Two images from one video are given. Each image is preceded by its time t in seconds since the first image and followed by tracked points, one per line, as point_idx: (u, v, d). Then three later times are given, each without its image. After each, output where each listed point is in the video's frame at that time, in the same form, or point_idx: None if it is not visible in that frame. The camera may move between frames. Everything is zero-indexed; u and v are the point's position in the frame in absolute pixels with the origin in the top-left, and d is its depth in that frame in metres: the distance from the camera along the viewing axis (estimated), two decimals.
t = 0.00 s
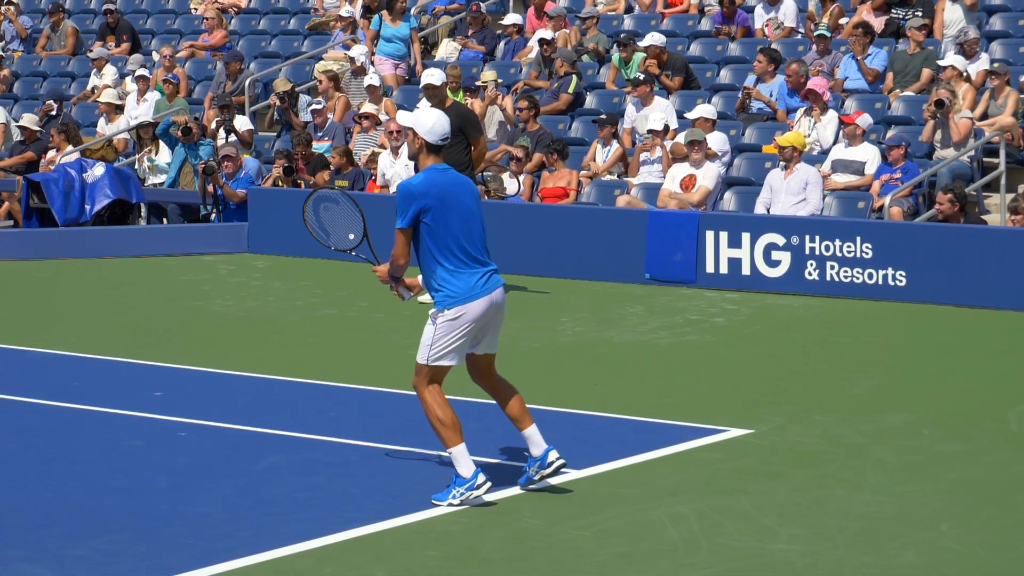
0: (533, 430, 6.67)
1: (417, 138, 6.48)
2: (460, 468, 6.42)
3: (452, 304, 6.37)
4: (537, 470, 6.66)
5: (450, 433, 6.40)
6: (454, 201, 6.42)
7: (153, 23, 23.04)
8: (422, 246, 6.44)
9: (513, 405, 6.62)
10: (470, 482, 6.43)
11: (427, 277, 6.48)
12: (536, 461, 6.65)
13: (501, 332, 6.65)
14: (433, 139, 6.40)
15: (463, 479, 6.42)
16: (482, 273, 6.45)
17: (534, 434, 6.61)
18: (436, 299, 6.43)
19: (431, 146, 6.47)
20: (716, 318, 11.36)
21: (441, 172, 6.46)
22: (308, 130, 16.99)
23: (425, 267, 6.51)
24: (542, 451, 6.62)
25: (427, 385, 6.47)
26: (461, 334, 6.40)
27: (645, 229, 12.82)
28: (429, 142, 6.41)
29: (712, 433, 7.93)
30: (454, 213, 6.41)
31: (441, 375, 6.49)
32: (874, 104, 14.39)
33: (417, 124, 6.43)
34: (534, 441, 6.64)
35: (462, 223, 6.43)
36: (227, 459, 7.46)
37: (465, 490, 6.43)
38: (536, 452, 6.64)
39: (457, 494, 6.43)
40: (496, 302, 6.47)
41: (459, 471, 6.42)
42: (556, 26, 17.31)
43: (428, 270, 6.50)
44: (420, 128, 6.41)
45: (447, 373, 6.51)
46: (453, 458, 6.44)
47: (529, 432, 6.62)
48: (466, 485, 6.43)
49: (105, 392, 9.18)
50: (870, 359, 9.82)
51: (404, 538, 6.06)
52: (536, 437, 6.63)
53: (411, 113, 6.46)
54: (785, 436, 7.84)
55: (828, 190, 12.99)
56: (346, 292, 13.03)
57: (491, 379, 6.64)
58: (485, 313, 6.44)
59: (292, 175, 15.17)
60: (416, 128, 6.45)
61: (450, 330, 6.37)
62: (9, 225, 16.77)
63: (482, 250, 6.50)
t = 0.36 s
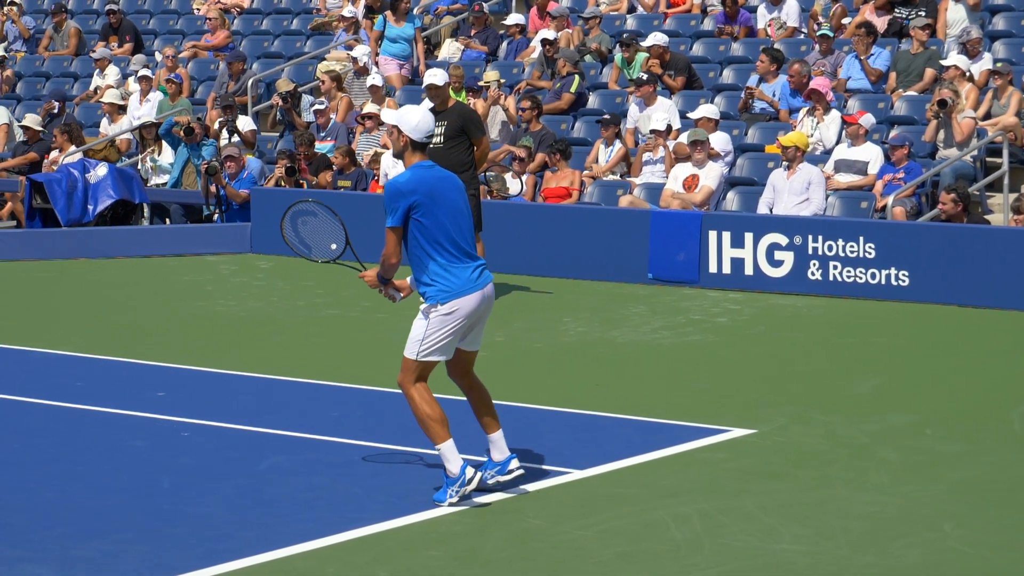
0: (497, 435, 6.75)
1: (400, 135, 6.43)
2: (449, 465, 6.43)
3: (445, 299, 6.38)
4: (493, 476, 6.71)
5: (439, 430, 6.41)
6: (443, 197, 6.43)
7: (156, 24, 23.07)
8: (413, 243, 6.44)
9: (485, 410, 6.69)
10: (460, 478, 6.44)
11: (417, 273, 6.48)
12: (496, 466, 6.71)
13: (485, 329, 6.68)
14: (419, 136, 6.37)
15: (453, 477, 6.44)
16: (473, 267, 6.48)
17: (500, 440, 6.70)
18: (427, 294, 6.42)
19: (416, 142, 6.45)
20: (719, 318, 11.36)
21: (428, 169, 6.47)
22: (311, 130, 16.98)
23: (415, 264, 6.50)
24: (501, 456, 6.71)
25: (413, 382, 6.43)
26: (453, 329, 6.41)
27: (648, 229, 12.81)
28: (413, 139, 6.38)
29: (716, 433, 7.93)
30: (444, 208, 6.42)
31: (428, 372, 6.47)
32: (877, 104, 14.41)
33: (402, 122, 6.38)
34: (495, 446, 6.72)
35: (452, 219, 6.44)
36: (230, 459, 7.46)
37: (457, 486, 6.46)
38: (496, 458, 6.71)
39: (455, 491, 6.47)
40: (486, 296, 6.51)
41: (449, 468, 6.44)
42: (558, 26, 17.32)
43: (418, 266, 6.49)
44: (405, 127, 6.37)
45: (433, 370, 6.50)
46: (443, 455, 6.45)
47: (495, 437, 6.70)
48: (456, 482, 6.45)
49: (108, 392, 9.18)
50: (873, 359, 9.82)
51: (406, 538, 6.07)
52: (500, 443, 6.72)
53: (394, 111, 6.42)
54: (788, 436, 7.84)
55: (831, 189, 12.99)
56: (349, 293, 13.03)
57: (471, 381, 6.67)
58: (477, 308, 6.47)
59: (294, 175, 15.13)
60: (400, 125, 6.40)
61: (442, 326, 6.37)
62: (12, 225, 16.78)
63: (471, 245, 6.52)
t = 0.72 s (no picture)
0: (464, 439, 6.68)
1: (386, 137, 6.42)
2: (434, 466, 6.40)
3: (440, 298, 6.36)
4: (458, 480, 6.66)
5: (424, 431, 6.39)
6: (433, 196, 6.41)
7: (159, 24, 23.09)
8: (405, 244, 6.40)
9: (460, 415, 6.61)
10: (445, 480, 6.40)
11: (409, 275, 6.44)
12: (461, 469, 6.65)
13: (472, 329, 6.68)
14: (404, 138, 6.35)
15: (437, 479, 6.40)
16: (465, 266, 6.48)
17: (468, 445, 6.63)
18: (421, 295, 6.39)
19: (401, 145, 6.42)
20: (723, 318, 11.35)
21: (415, 170, 6.44)
22: (314, 129, 16.99)
23: (406, 265, 6.46)
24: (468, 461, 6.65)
25: (398, 383, 6.40)
26: (446, 328, 6.39)
27: (652, 229, 12.81)
28: (398, 141, 6.36)
29: (719, 433, 7.93)
30: (436, 208, 6.40)
31: (413, 371, 6.43)
32: (880, 103, 14.35)
33: (387, 124, 6.36)
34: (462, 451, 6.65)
35: (444, 218, 6.43)
36: (235, 459, 7.47)
37: (440, 488, 6.41)
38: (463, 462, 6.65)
39: (438, 493, 6.42)
40: (479, 295, 6.52)
41: (433, 470, 6.41)
42: (562, 26, 17.32)
43: (410, 267, 6.47)
44: (389, 129, 6.35)
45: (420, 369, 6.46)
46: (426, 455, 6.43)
47: (465, 441, 6.63)
48: (440, 483, 6.41)
49: (112, 392, 9.19)
50: (877, 358, 9.81)
51: (411, 538, 6.07)
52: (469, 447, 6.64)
53: (380, 113, 6.40)
54: (792, 436, 7.84)
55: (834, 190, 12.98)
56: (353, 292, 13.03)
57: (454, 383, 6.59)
58: (470, 307, 6.47)
59: (298, 175, 15.25)
60: (386, 127, 6.38)
61: (435, 324, 6.35)
62: (16, 225, 16.79)
63: (461, 245, 6.52)
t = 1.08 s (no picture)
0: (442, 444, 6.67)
1: (373, 145, 6.36)
2: (417, 470, 6.28)
3: (436, 301, 6.29)
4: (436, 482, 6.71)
5: (408, 434, 6.24)
6: (427, 202, 6.33)
7: (165, 23, 23.12)
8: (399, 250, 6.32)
9: (443, 419, 6.54)
10: (428, 485, 6.29)
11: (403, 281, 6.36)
12: (443, 472, 6.69)
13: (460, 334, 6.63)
14: (392, 145, 6.31)
15: (420, 482, 6.28)
16: (459, 270, 6.42)
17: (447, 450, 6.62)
18: (417, 300, 6.32)
19: (390, 152, 6.36)
20: (728, 317, 11.34)
21: (406, 176, 6.35)
22: (320, 128, 16.99)
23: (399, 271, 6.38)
24: (449, 464, 6.67)
25: (384, 386, 6.28)
26: (440, 331, 6.32)
27: (657, 228, 12.80)
28: (387, 148, 6.32)
29: (725, 432, 7.92)
30: (430, 213, 6.32)
31: (400, 375, 6.32)
32: (886, 101, 14.37)
33: (375, 131, 6.32)
34: (443, 456, 6.65)
35: (437, 223, 6.36)
36: (239, 459, 7.46)
37: (421, 494, 6.29)
38: (445, 466, 6.67)
39: (415, 498, 6.29)
40: (472, 298, 6.47)
41: (416, 474, 6.28)
42: (567, 25, 17.29)
43: (403, 272, 6.40)
44: (377, 136, 6.30)
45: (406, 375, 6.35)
46: (409, 460, 6.28)
47: (445, 444, 6.61)
48: (423, 488, 6.30)
49: (118, 392, 9.19)
50: (883, 358, 9.80)
51: (415, 538, 6.06)
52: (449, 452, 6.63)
53: (367, 121, 6.36)
54: (798, 435, 7.83)
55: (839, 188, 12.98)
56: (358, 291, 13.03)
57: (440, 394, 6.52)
58: (463, 311, 6.42)
59: (302, 174, 15.23)
60: (374, 135, 6.33)
61: (429, 327, 6.28)
62: (22, 224, 16.82)
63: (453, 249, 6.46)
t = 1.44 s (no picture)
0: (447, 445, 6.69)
1: (365, 156, 6.34)
2: (392, 479, 6.19)
3: (435, 311, 6.29)
4: (443, 483, 6.73)
5: (387, 443, 6.17)
6: (423, 213, 6.31)
7: (173, 22, 23.17)
8: (397, 261, 6.28)
9: (440, 423, 6.55)
10: (403, 494, 6.21)
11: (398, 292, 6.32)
12: (451, 475, 6.71)
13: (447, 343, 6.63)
14: (384, 155, 6.28)
15: (397, 491, 6.19)
16: (454, 280, 6.43)
17: (452, 452, 6.62)
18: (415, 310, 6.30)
19: (382, 162, 6.34)
20: (736, 316, 11.33)
21: (401, 187, 6.32)
22: (327, 127, 17.00)
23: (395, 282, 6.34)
24: (457, 466, 6.70)
25: (373, 392, 6.21)
26: (437, 340, 6.32)
27: (665, 227, 12.79)
28: (378, 159, 6.29)
29: (732, 431, 7.92)
30: (427, 224, 6.31)
31: (389, 382, 6.26)
32: (895, 100, 14.37)
33: (366, 142, 6.29)
34: (451, 458, 6.67)
35: (434, 234, 6.35)
36: (247, 458, 7.48)
37: (394, 503, 6.18)
38: (452, 468, 6.70)
39: (385, 506, 6.16)
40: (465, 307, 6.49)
41: (392, 481, 6.20)
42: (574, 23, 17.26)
43: (399, 281, 6.37)
44: (369, 146, 6.27)
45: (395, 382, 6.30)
46: (387, 468, 6.20)
47: (448, 447, 6.61)
48: (397, 497, 6.20)
49: (125, 391, 9.21)
50: (891, 357, 9.78)
51: (423, 537, 6.07)
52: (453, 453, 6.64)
53: (358, 131, 6.34)
54: (806, 434, 7.82)
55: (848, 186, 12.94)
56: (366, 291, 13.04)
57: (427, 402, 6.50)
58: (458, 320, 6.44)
59: (309, 174, 15.29)
60: (365, 145, 6.31)
61: (427, 335, 6.27)
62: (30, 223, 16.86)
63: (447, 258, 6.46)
